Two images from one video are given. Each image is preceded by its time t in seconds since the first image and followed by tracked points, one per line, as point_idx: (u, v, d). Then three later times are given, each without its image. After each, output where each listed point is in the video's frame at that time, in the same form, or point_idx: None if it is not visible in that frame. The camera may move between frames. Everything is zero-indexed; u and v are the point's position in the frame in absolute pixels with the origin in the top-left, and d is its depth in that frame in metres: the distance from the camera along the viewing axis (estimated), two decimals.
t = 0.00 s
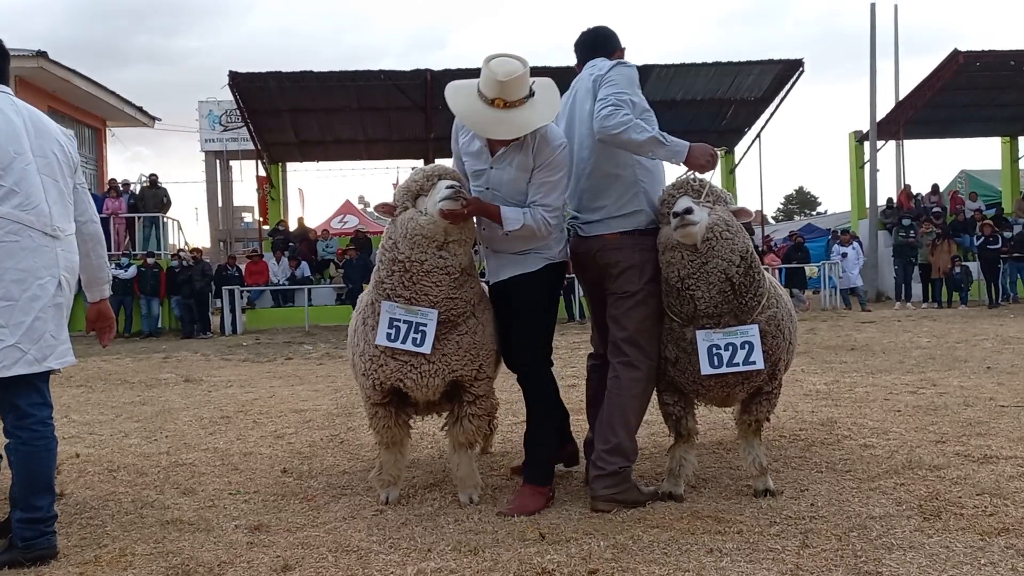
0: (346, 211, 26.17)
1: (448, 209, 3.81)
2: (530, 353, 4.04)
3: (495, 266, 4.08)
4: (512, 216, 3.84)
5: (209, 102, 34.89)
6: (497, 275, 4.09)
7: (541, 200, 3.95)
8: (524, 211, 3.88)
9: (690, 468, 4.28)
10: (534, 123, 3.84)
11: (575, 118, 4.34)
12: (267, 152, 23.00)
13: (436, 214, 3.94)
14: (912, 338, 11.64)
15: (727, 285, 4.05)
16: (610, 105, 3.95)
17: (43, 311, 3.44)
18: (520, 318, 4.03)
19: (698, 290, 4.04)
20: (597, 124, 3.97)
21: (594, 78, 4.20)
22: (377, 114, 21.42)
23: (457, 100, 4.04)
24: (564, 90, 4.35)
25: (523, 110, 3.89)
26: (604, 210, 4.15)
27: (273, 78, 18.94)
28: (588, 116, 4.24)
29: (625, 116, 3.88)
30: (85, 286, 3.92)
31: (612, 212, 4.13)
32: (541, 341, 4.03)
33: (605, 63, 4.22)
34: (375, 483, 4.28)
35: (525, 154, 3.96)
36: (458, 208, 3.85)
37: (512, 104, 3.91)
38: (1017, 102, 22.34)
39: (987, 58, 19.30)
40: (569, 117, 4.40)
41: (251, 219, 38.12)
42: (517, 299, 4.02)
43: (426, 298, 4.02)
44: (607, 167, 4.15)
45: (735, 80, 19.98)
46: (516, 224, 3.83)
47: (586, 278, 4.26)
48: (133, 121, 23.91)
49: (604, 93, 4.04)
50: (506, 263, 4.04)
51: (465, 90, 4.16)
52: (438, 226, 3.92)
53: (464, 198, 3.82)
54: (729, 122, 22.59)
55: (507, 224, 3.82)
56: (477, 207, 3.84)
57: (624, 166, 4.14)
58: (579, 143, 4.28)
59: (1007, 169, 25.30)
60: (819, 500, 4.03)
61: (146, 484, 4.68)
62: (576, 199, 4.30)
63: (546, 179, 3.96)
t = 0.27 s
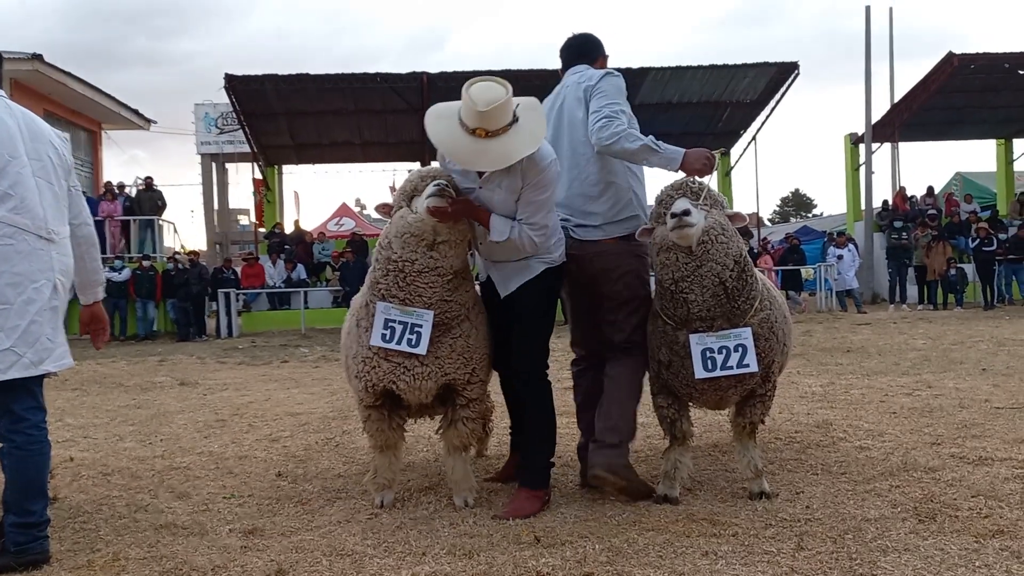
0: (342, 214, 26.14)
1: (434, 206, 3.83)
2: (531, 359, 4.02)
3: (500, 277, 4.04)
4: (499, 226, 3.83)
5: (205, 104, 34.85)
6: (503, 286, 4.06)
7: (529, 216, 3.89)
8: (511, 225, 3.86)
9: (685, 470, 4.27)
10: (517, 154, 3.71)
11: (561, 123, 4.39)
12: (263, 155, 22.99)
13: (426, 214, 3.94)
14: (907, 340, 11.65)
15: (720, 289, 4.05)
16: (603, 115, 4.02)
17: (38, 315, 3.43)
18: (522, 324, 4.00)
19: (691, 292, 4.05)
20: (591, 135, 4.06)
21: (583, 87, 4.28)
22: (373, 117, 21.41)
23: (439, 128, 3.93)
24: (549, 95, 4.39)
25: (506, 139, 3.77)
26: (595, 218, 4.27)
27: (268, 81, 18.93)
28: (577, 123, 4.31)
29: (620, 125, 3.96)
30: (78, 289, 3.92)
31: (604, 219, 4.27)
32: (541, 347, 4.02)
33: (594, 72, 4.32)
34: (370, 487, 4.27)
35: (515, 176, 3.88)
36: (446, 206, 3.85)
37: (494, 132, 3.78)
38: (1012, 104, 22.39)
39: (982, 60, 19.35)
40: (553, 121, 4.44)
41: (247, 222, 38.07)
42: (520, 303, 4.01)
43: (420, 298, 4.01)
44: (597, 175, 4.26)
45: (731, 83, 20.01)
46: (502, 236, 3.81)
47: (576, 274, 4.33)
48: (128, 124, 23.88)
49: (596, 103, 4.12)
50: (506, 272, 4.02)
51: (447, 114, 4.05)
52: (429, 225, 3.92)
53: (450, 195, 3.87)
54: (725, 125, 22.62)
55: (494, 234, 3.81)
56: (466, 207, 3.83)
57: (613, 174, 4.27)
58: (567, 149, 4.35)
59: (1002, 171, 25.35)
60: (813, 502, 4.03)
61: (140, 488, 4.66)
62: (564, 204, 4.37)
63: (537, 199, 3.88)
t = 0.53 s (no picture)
0: (338, 215, 26.12)
1: (424, 209, 3.83)
2: (526, 362, 4.02)
3: (499, 282, 4.02)
4: (488, 234, 3.82)
5: (200, 106, 34.81)
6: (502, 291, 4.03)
7: (519, 228, 3.85)
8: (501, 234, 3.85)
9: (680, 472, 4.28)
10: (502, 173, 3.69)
11: (555, 127, 4.48)
12: (258, 157, 22.97)
13: (416, 218, 3.92)
14: (902, 342, 11.68)
15: (719, 289, 4.05)
16: (605, 125, 4.14)
17: (31, 317, 3.42)
18: (517, 326, 3.99)
19: (690, 292, 4.05)
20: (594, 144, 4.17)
21: (581, 94, 4.39)
22: (368, 118, 21.40)
23: (427, 144, 3.91)
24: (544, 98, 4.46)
25: (493, 157, 3.74)
26: (590, 224, 4.40)
27: (263, 82, 18.91)
28: (572, 129, 4.41)
29: (624, 135, 4.07)
30: (73, 290, 3.93)
31: (598, 226, 4.41)
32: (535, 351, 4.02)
33: (591, 80, 4.43)
34: (364, 489, 4.27)
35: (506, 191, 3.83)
36: (436, 208, 3.84)
37: (481, 150, 3.75)
38: (1006, 107, 22.47)
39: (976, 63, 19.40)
40: (545, 125, 4.52)
41: (242, 224, 38.01)
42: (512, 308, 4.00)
43: (412, 302, 4.00)
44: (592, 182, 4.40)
45: (726, 85, 20.04)
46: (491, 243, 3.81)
47: (573, 276, 4.41)
48: (123, 125, 23.84)
49: (597, 112, 4.23)
50: (503, 277, 4.01)
51: (438, 126, 4.01)
52: (419, 229, 3.90)
53: (439, 197, 3.86)
54: (720, 127, 22.66)
55: (482, 241, 3.81)
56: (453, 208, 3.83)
57: (606, 183, 4.43)
58: (560, 154, 4.44)
59: (996, 174, 25.43)
60: (807, 504, 4.04)
61: (134, 490, 4.65)
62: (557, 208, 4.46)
63: (527, 212, 3.83)
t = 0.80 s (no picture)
0: (336, 221, 26.12)
1: (416, 219, 3.80)
2: (523, 369, 4.02)
3: (498, 288, 4.03)
4: (483, 239, 3.84)
5: (198, 112, 34.84)
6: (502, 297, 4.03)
7: (513, 229, 3.86)
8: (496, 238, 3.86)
9: (678, 478, 4.28)
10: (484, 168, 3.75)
11: (547, 144, 4.50)
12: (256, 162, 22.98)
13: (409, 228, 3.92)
14: (900, 348, 11.68)
15: (720, 294, 4.06)
16: (598, 144, 4.21)
17: (28, 323, 3.42)
18: (515, 331, 3.98)
19: (692, 298, 4.06)
20: (588, 163, 4.23)
21: (571, 111, 4.42)
22: (367, 124, 21.42)
23: (415, 142, 4.01)
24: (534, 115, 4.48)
25: (476, 153, 3.82)
26: (589, 238, 4.43)
27: (262, 88, 18.93)
28: (565, 145, 4.44)
29: (616, 152, 4.13)
30: (73, 295, 3.93)
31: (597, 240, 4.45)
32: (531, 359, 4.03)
33: (579, 96, 4.47)
34: (362, 496, 4.26)
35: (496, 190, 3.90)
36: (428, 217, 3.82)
37: (464, 145, 3.84)
38: (1003, 113, 22.52)
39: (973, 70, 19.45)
40: (537, 141, 4.54)
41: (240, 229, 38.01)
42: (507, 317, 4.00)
43: (405, 311, 4.01)
44: (587, 197, 4.43)
45: (724, 91, 20.09)
46: (485, 248, 3.83)
47: (577, 287, 4.50)
48: (122, 131, 23.86)
49: (589, 131, 4.29)
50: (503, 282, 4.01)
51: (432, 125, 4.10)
52: (411, 239, 3.90)
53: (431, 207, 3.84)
54: (718, 133, 22.70)
55: (477, 246, 3.83)
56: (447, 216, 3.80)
57: (603, 196, 4.45)
58: (554, 170, 4.46)
59: (993, 180, 25.47)
60: (805, 510, 4.04)
61: (132, 497, 4.65)
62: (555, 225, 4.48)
63: (518, 213, 3.86)
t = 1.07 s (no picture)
0: (334, 224, 26.12)
1: (411, 223, 3.81)
2: (518, 375, 3.99)
3: (495, 296, 4.03)
4: (478, 242, 3.79)
5: (197, 114, 34.85)
6: (498, 305, 4.03)
7: (509, 234, 3.84)
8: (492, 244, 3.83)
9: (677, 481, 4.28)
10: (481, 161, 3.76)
11: (541, 151, 4.50)
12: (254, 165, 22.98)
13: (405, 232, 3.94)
14: (898, 350, 11.70)
15: (719, 296, 4.07)
16: (595, 150, 4.22)
17: (27, 325, 3.42)
18: (510, 339, 3.93)
19: (690, 301, 4.06)
20: (586, 170, 4.24)
21: (565, 118, 4.42)
22: (365, 127, 21.43)
23: (413, 139, 4.03)
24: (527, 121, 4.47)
25: (474, 146, 3.84)
26: (587, 243, 4.44)
27: (260, 91, 18.93)
28: (560, 152, 4.44)
29: (615, 158, 4.15)
30: (73, 298, 3.94)
31: (595, 245, 4.45)
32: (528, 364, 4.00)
33: (571, 103, 4.48)
34: (360, 498, 4.26)
35: (493, 193, 3.90)
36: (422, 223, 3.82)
37: (462, 140, 3.86)
38: (1000, 116, 22.56)
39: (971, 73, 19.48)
40: (530, 149, 4.53)
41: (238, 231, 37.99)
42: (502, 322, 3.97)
43: (399, 315, 4.02)
44: (584, 203, 4.43)
45: (722, 94, 20.11)
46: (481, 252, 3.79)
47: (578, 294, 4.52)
48: (120, 134, 23.85)
49: (584, 138, 4.31)
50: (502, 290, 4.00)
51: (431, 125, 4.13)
52: (406, 242, 3.92)
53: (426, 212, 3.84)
54: (716, 136, 22.72)
55: (472, 251, 3.78)
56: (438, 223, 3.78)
57: (600, 200, 4.46)
58: (549, 176, 4.46)
59: (991, 182, 25.51)
60: (804, 513, 4.04)
61: (130, 500, 4.64)
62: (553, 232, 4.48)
63: (512, 216, 3.83)
